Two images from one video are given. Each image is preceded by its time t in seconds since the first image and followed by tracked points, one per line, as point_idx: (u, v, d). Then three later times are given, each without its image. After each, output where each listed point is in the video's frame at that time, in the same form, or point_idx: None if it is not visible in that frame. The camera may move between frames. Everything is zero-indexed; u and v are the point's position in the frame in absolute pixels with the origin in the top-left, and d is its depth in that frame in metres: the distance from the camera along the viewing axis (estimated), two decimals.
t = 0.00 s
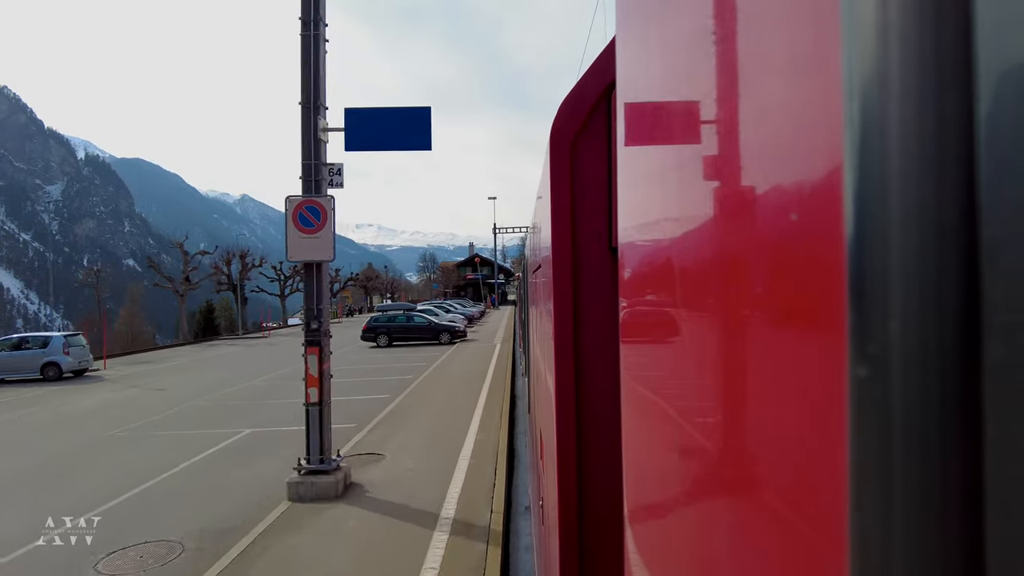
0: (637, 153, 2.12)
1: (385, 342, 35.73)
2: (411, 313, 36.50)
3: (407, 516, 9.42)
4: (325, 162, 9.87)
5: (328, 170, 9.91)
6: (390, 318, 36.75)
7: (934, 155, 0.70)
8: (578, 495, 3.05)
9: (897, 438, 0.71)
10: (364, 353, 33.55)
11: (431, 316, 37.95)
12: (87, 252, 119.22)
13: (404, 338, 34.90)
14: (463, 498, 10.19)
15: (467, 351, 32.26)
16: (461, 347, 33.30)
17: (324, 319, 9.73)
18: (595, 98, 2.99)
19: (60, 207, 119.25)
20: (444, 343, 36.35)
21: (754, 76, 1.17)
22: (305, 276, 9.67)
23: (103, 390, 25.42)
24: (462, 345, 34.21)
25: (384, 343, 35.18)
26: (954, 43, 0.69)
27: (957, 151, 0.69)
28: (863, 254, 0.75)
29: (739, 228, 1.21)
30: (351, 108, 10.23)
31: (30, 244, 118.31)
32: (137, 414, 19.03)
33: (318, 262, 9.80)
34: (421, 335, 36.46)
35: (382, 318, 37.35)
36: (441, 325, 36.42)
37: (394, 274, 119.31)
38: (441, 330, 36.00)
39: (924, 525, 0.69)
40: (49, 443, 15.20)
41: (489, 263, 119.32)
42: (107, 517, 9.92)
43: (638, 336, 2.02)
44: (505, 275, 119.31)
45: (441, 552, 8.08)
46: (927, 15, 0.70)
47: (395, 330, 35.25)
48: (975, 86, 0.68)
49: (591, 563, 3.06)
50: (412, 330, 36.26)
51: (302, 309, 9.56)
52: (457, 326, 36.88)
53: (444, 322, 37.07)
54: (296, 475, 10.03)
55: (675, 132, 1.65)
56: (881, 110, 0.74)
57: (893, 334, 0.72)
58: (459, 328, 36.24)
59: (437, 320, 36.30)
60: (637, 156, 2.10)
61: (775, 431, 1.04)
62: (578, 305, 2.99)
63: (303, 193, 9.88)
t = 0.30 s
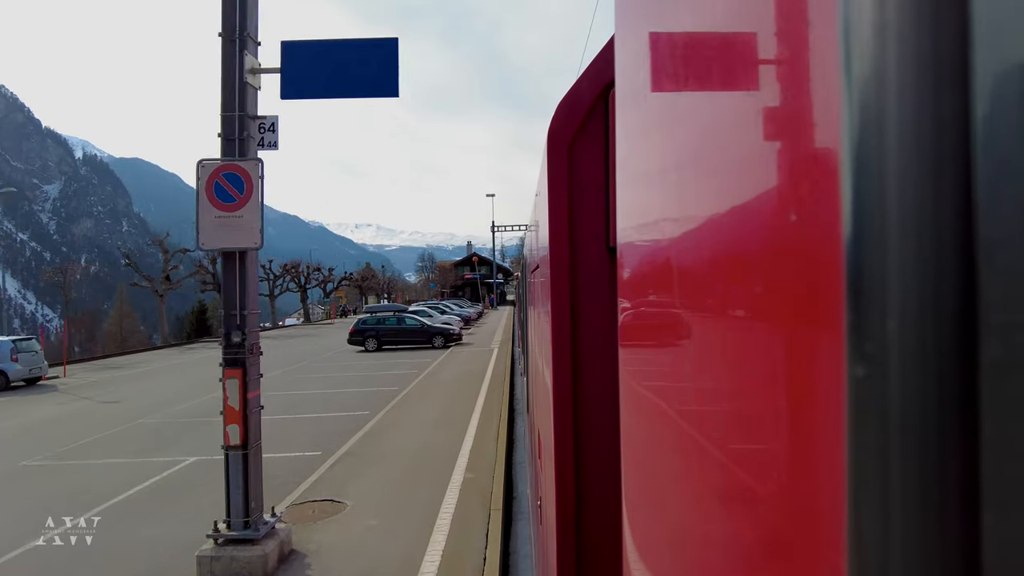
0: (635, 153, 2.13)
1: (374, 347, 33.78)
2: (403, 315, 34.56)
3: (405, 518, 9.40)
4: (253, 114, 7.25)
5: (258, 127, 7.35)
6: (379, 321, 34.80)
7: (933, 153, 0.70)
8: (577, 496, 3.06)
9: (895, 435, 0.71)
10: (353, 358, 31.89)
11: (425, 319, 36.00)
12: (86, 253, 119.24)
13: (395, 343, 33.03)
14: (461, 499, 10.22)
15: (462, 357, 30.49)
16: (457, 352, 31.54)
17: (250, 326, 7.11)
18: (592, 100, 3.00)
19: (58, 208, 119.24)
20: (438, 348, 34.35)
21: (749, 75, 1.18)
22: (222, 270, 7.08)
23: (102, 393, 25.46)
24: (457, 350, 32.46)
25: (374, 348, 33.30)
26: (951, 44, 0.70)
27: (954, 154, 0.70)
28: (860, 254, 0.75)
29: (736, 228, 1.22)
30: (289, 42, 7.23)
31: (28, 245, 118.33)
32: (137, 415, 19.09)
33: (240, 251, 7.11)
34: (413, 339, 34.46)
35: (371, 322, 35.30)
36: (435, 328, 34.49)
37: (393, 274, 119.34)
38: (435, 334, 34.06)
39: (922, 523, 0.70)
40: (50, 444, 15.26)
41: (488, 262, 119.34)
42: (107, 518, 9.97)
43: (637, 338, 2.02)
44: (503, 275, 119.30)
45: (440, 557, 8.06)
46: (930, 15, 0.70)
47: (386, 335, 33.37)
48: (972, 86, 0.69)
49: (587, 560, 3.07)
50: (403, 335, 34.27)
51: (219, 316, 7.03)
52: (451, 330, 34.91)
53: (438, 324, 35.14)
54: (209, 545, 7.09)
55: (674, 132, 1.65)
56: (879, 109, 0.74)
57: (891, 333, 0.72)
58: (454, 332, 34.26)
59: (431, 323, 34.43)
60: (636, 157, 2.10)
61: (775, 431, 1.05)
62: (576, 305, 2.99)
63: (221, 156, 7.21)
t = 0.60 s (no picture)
0: (634, 153, 2.13)
1: (362, 351, 31.80)
2: (392, 317, 32.57)
3: (404, 516, 9.39)
4: (110, 18, 4.79)
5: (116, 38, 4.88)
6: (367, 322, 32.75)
7: (931, 153, 0.70)
8: (575, 495, 3.06)
9: (890, 434, 0.71)
10: (339, 362, 30.18)
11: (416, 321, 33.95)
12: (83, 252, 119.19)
13: (384, 346, 31.08)
14: (460, 498, 10.24)
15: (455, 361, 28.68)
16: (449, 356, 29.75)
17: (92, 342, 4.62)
18: (592, 99, 3.00)
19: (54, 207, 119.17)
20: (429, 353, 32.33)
21: (748, 74, 1.19)
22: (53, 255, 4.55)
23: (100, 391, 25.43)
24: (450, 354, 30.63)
25: (360, 352, 31.30)
26: (951, 40, 0.70)
27: (951, 155, 0.70)
28: (856, 253, 0.75)
29: (735, 228, 1.23)
30: None
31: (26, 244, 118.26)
32: (135, 413, 19.08)
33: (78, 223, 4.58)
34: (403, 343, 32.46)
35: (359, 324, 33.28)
36: (426, 331, 32.50)
37: (391, 274, 119.37)
38: (426, 337, 32.11)
39: (918, 524, 0.70)
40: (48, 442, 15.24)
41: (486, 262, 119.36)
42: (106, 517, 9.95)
43: (636, 337, 2.03)
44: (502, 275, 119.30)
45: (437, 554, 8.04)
46: (930, 12, 0.70)
47: (374, 338, 31.49)
48: (970, 83, 0.69)
49: (587, 559, 3.08)
50: (392, 338, 32.31)
51: (49, 334, 4.50)
52: (444, 333, 32.83)
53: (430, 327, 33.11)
54: None
55: (673, 130, 1.65)
56: (875, 108, 0.74)
57: (887, 333, 0.72)
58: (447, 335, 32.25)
59: (422, 325, 32.49)
60: (635, 157, 2.11)
61: (774, 431, 1.05)
62: (574, 305, 3.00)
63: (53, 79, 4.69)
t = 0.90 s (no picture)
0: (633, 153, 2.14)
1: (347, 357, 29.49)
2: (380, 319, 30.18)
3: (403, 516, 9.38)
4: None
5: None
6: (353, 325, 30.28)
7: (927, 156, 0.71)
8: (575, 495, 3.06)
9: (884, 434, 0.72)
10: (325, 367, 28.26)
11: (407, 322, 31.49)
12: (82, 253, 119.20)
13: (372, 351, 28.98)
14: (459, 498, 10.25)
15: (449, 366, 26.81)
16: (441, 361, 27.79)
17: None
18: (593, 98, 3.00)
19: (53, 207, 119.24)
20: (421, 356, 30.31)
21: (746, 75, 1.19)
22: None
23: (100, 392, 25.50)
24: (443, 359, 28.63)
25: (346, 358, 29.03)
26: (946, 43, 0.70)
27: (946, 158, 0.70)
28: (851, 255, 0.76)
29: (733, 230, 1.23)
30: None
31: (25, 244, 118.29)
32: (135, 414, 19.13)
33: None
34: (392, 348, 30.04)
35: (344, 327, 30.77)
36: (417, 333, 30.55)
37: (391, 274, 119.39)
38: (417, 341, 29.83)
39: (914, 526, 0.70)
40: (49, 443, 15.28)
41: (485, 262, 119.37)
42: (106, 517, 9.94)
43: (635, 337, 2.04)
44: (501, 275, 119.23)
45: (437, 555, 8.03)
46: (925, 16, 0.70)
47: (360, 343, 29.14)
48: (964, 85, 0.70)
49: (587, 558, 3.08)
50: (380, 342, 29.92)
51: None
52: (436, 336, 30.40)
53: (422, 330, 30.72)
54: None
55: (672, 131, 1.66)
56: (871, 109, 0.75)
57: (882, 334, 0.72)
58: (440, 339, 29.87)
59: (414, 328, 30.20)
60: (634, 158, 2.11)
61: (772, 432, 1.05)
62: (574, 305, 3.01)
63: None
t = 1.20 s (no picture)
0: (632, 154, 2.14)
1: (331, 363, 27.13)
2: (367, 321, 27.91)
3: (403, 517, 9.41)
4: None
5: None
6: (337, 328, 27.95)
7: (924, 154, 0.71)
8: (575, 496, 3.07)
9: (881, 433, 0.73)
10: (306, 374, 26.15)
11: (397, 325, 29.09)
12: (82, 253, 119.27)
13: (357, 357, 26.71)
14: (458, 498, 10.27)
15: (441, 372, 24.90)
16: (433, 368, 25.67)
17: None
18: (592, 97, 3.01)
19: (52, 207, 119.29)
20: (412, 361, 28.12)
21: (746, 76, 1.20)
22: None
23: (101, 392, 25.59)
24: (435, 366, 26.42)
25: (329, 364, 26.85)
26: (943, 41, 0.70)
27: (941, 160, 0.71)
28: (851, 258, 0.76)
29: (732, 230, 1.24)
30: None
31: (25, 245, 118.39)
32: (135, 415, 19.18)
33: None
34: (380, 353, 27.72)
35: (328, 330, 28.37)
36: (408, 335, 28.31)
37: (390, 274, 119.41)
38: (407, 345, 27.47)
39: (909, 524, 0.71)
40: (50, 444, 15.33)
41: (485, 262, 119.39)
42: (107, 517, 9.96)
43: (635, 337, 2.04)
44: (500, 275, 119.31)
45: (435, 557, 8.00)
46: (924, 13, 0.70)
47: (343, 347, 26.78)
48: (960, 83, 0.69)
49: (587, 560, 3.08)
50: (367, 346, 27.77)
51: None
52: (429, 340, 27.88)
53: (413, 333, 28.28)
54: None
55: (671, 133, 1.66)
56: (869, 111, 0.75)
57: (880, 334, 0.73)
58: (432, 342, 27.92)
59: (404, 331, 27.84)
60: (634, 158, 2.11)
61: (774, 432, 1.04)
62: (574, 304, 3.01)
63: None
